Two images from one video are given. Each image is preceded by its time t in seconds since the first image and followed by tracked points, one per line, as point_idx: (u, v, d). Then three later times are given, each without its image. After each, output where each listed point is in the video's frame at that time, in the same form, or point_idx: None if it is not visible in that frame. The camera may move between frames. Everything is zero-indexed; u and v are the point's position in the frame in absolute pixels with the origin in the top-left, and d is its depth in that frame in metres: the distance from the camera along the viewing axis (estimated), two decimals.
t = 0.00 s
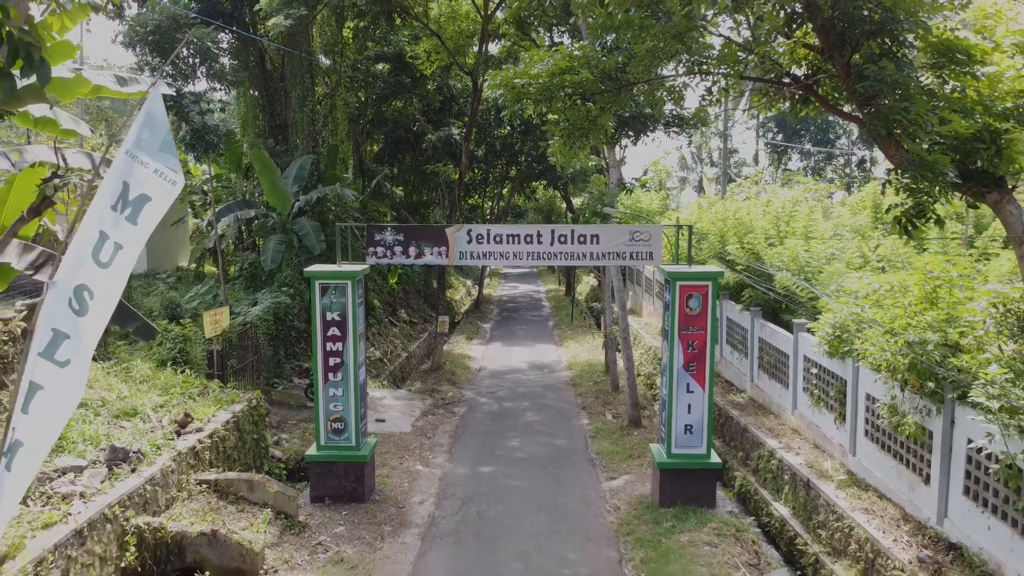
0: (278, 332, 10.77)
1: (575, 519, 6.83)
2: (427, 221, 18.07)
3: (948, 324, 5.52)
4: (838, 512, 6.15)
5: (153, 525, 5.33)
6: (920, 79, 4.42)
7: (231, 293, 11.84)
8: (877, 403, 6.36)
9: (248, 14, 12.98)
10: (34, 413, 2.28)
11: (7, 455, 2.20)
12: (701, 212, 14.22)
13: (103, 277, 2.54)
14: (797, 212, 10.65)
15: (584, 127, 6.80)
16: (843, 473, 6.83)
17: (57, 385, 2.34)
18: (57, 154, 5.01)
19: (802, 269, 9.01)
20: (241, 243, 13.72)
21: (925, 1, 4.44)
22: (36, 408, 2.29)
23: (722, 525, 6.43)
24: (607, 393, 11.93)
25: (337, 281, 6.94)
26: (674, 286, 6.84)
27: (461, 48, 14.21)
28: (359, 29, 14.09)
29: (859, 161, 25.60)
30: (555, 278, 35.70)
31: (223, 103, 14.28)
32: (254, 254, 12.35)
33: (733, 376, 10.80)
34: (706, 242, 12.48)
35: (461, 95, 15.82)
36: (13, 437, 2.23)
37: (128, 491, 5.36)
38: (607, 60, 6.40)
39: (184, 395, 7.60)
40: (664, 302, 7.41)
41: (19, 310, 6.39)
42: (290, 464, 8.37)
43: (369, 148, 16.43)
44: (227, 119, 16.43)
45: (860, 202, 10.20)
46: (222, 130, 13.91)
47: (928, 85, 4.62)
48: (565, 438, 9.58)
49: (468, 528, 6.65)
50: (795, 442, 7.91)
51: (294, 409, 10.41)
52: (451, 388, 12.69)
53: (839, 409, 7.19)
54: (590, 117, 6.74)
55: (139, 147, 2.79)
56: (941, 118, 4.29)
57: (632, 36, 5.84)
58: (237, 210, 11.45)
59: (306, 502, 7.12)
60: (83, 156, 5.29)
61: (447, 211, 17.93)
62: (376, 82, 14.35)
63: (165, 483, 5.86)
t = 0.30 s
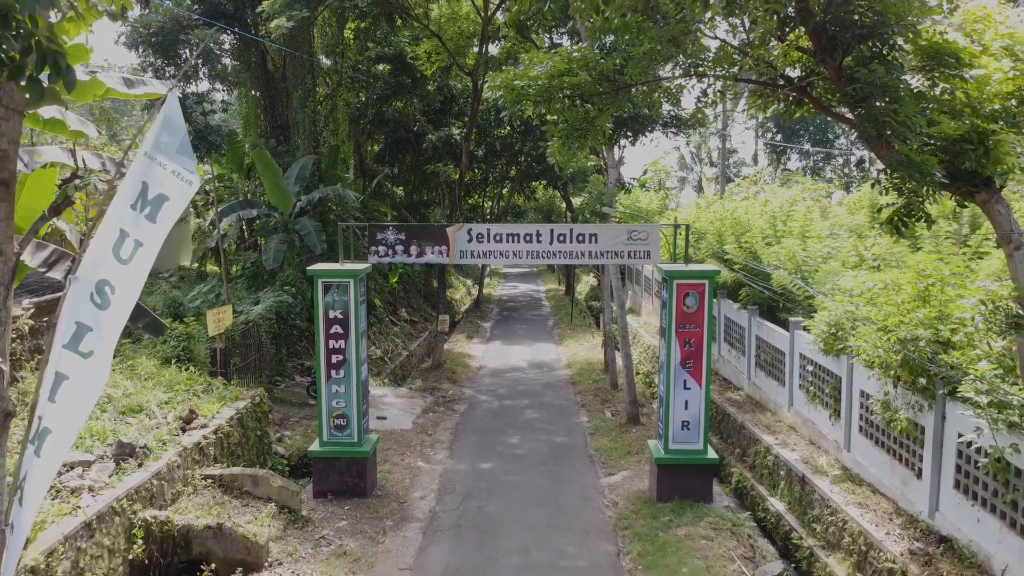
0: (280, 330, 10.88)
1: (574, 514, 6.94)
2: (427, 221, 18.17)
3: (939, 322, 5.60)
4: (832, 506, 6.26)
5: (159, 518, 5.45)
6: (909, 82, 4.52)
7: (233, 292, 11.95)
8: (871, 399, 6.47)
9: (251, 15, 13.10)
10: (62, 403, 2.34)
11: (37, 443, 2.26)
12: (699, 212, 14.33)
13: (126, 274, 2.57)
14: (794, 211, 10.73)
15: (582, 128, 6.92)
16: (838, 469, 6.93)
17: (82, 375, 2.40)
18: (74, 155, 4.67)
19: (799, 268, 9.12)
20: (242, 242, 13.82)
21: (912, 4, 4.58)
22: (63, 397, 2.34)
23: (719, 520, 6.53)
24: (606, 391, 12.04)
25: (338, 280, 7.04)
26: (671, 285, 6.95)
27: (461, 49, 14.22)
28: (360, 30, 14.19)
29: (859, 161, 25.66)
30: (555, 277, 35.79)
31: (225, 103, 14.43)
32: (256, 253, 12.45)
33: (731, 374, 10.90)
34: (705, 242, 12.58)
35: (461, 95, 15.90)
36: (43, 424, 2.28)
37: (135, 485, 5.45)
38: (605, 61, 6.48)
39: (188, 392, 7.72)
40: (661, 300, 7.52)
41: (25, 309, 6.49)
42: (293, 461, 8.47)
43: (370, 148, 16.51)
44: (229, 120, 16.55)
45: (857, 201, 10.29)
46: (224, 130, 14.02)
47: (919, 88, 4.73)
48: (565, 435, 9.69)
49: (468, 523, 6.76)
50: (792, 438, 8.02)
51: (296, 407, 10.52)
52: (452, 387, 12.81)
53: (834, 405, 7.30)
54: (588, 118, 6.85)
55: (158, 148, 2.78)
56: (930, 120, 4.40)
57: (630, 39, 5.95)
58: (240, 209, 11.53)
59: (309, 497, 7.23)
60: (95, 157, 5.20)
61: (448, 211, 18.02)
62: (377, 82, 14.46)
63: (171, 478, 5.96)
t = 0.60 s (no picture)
0: (282, 329, 10.99)
1: (573, 509, 7.05)
2: (428, 220, 18.27)
3: (931, 319, 5.71)
4: (826, 501, 6.37)
5: (166, 512, 5.56)
6: (899, 84, 4.63)
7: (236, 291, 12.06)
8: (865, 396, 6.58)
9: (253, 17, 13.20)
10: (86, 392, 2.48)
11: (63, 430, 2.42)
12: (698, 212, 14.42)
13: (145, 271, 2.68)
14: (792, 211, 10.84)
15: (580, 128, 6.99)
16: (832, 464, 7.04)
17: (104, 367, 2.53)
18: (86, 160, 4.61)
19: (796, 267, 9.24)
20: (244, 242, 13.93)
21: (902, 9, 4.69)
22: (86, 387, 2.48)
23: (715, 514, 6.64)
24: (605, 389, 12.15)
25: (341, 279, 7.15)
26: (668, 283, 7.06)
27: (461, 51, 14.46)
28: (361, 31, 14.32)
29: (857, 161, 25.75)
30: (555, 277, 35.92)
31: (227, 104, 14.51)
32: (259, 253, 12.56)
33: (728, 372, 11.02)
34: (703, 241, 12.69)
35: (461, 95, 15.99)
36: (67, 412, 2.43)
37: (142, 479, 5.56)
38: (603, 64, 6.63)
39: (192, 389, 7.83)
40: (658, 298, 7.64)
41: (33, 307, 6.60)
42: (296, 457, 8.58)
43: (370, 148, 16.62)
44: (231, 120, 16.65)
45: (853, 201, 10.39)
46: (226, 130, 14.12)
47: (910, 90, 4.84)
48: (564, 432, 9.80)
49: (468, 517, 6.88)
50: (788, 435, 8.14)
51: (299, 404, 10.64)
52: (452, 385, 12.93)
53: (828, 402, 7.41)
54: (586, 119, 6.93)
55: (175, 151, 2.89)
56: (919, 122, 4.50)
57: (628, 42, 6.05)
58: (242, 209, 11.69)
59: (312, 493, 7.34)
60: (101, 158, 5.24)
61: (448, 211, 18.13)
62: (377, 83, 14.59)
63: (177, 473, 6.07)
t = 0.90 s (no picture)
0: (284, 328, 11.10)
1: (572, 504, 7.16)
2: (428, 220, 18.38)
3: (923, 317, 5.83)
4: (821, 495, 6.48)
5: (173, 506, 5.66)
6: (889, 87, 4.75)
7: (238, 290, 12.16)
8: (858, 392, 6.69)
9: (255, 19, 13.31)
10: (107, 382, 2.68)
11: (86, 419, 2.61)
12: (696, 212, 14.53)
13: (160, 267, 2.92)
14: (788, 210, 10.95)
15: (579, 130, 7.15)
16: (827, 460, 7.16)
17: (123, 358, 2.74)
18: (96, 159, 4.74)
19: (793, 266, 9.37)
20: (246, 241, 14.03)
21: (892, 13, 4.82)
22: (108, 377, 2.69)
23: (712, 509, 6.76)
24: (604, 387, 12.26)
25: (343, 277, 7.26)
26: (666, 282, 7.17)
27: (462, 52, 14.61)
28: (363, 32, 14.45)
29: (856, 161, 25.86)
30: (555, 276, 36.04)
31: (229, 105, 14.61)
32: (260, 253, 12.67)
33: (726, 370, 11.13)
34: (702, 240, 12.84)
35: (461, 96, 15.94)
36: (89, 402, 2.63)
37: (149, 474, 5.66)
38: (602, 67, 6.75)
39: (197, 386, 7.94)
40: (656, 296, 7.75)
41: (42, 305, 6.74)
42: (299, 454, 8.69)
43: (371, 148, 16.72)
44: (232, 121, 16.76)
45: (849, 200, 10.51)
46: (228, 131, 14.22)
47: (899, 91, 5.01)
48: (563, 429, 9.92)
49: (469, 512, 6.99)
50: (783, 431, 8.26)
51: (301, 402, 10.74)
52: (453, 383, 13.05)
53: (824, 399, 7.52)
54: (585, 120, 7.10)
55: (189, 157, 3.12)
56: (909, 124, 4.64)
57: (626, 45, 6.16)
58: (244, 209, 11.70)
59: (315, 488, 7.45)
60: (113, 158, 5.31)
61: (448, 211, 18.23)
62: (378, 84, 14.85)
63: (183, 468, 6.17)
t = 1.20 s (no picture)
0: (287, 326, 11.21)
1: (571, 500, 7.28)
2: (429, 220, 18.50)
3: (915, 315, 5.95)
4: (815, 490, 6.59)
5: (179, 500, 5.77)
6: (879, 89, 4.89)
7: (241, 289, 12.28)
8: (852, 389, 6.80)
9: (257, 20, 13.43)
10: (126, 374, 2.56)
11: (105, 409, 2.51)
12: (695, 212, 14.63)
13: (176, 263, 2.73)
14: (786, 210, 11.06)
15: (577, 131, 7.28)
16: (822, 456, 7.27)
17: (142, 352, 2.60)
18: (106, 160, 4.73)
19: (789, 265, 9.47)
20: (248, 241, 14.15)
21: (881, 17, 4.92)
22: (127, 369, 2.56)
23: (708, 504, 6.87)
24: (603, 385, 12.39)
25: (346, 276, 7.38)
26: (663, 280, 7.28)
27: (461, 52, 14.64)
28: (364, 34, 14.57)
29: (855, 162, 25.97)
30: (555, 276, 36.18)
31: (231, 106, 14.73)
32: (262, 252, 12.80)
33: (723, 368, 11.25)
34: (700, 240, 12.98)
35: (461, 96, 15.96)
36: (109, 393, 2.51)
37: (157, 468, 5.77)
38: (600, 69, 6.87)
39: (201, 383, 8.06)
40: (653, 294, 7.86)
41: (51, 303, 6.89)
42: (301, 451, 8.80)
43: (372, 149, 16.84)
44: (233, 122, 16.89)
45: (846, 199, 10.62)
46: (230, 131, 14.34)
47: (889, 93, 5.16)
48: (562, 427, 10.04)
49: (470, 507, 7.10)
50: (780, 428, 8.37)
51: (303, 400, 10.86)
52: (453, 381, 13.18)
53: (819, 396, 7.63)
54: (583, 121, 7.22)
55: (204, 156, 2.88)
56: (898, 126, 4.77)
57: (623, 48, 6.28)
58: (247, 209, 11.77)
59: (317, 484, 7.57)
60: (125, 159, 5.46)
61: (449, 210, 18.35)
62: (379, 84, 14.84)
63: (189, 463, 6.28)
